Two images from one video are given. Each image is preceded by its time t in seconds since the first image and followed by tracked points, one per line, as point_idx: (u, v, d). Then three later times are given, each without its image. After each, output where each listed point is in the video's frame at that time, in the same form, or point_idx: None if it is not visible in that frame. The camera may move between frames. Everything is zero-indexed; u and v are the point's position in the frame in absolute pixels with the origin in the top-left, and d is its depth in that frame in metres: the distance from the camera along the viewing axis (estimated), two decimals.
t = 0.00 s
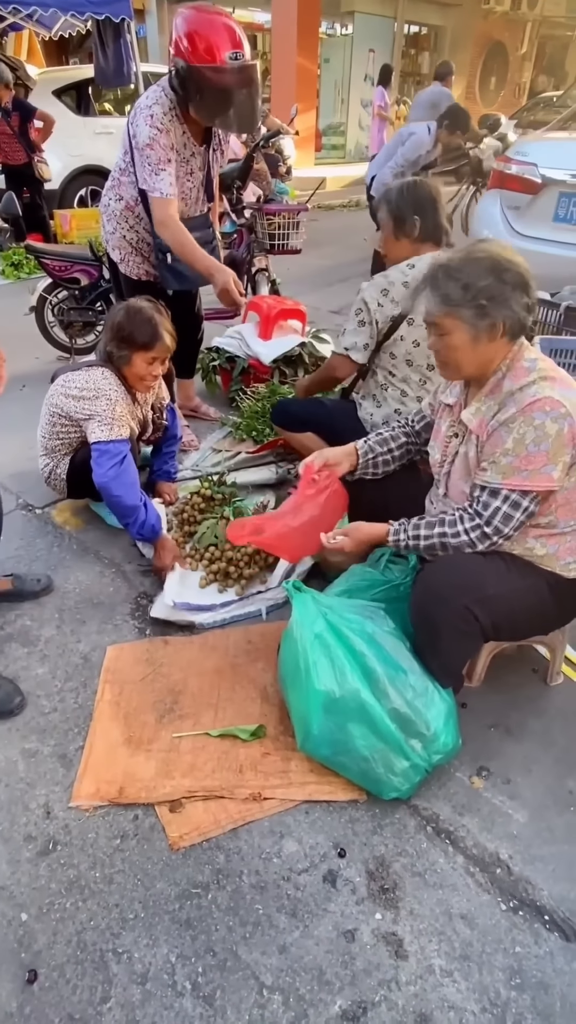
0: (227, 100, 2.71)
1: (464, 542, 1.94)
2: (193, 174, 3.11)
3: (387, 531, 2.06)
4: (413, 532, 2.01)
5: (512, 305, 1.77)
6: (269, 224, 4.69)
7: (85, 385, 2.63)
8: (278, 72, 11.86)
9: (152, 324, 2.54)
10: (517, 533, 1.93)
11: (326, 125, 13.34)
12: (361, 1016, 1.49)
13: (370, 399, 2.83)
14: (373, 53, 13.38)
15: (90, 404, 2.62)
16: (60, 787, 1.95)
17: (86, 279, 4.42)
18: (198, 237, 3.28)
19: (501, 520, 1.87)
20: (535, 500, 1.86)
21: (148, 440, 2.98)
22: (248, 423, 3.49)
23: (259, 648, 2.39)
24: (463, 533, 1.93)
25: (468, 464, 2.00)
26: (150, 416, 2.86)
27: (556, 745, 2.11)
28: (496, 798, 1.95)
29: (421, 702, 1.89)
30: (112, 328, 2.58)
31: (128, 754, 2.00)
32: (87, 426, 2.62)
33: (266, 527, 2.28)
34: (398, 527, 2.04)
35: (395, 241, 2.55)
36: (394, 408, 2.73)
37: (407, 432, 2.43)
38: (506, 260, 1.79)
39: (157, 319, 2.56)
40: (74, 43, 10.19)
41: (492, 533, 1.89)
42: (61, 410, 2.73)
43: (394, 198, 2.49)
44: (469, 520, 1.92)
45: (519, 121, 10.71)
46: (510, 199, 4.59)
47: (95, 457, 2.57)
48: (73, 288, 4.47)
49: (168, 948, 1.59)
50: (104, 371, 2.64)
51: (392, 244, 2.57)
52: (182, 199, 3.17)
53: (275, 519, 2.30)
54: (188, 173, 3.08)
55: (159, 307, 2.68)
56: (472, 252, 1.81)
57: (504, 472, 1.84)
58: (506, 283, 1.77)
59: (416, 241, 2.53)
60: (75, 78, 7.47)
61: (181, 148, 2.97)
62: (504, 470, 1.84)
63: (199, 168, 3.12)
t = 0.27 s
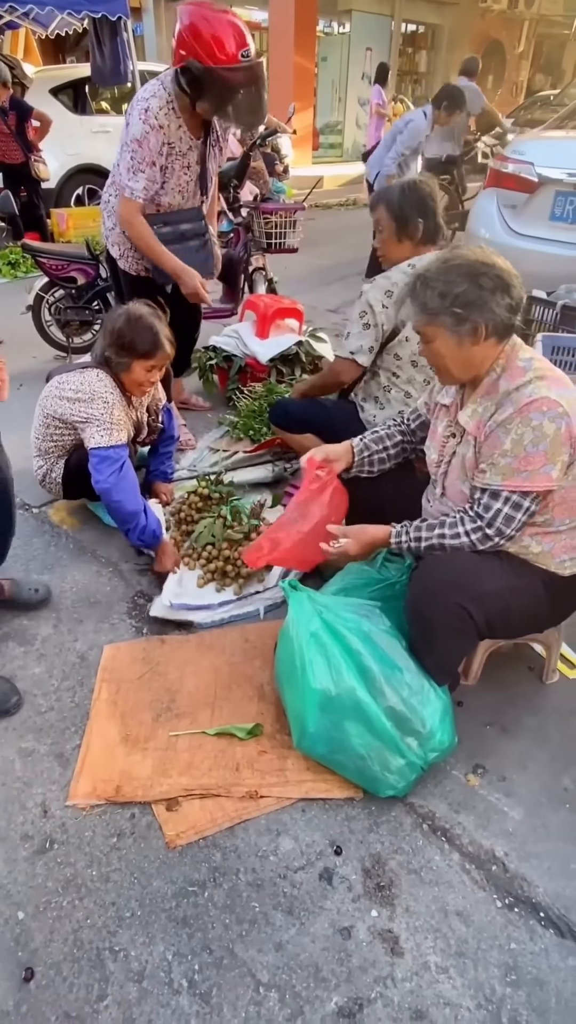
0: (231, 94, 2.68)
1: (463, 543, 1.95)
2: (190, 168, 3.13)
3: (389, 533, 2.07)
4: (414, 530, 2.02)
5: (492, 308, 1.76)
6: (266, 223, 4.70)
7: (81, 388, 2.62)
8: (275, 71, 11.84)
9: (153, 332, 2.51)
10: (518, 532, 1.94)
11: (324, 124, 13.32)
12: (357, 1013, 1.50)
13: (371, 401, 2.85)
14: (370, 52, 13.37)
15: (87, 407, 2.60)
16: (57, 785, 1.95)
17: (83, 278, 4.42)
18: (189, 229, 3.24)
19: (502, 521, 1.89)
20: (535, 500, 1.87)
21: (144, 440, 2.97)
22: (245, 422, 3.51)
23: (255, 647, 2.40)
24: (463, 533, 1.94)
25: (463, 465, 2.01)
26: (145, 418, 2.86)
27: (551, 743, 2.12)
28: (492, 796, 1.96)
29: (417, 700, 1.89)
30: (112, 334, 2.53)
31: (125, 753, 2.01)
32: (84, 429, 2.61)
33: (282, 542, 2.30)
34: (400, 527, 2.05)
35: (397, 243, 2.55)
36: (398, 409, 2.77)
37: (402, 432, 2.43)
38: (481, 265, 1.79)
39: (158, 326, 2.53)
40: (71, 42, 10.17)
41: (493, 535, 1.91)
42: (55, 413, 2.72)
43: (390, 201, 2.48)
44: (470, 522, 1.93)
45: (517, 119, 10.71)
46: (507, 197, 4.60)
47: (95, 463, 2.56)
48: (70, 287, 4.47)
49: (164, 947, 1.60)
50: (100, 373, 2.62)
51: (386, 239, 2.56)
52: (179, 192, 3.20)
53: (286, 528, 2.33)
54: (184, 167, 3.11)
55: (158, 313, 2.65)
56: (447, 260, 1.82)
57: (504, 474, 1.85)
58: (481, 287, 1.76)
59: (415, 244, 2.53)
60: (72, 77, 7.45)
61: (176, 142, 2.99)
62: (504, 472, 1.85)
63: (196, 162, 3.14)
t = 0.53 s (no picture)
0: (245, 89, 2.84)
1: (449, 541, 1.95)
2: (192, 161, 3.13)
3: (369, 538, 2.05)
4: (396, 535, 2.01)
5: (486, 309, 1.76)
6: (265, 222, 4.70)
7: (83, 392, 2.60)
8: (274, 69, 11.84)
9: (157, 335, 2.52)
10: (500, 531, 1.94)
11: (322, 123, 13.32)
12: (354, 1009, 1.50)
13: (374, 402, 2.86)
14: (369, 50, 13.36)
15: (91, 412, 2.60)
16: (55, 783, 1.95)
17: (81, 277, 4.42)
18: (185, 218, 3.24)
19: (484, 518, 1.88)
20: (517, 500, 1.88)
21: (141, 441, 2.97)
22: (244, 422, 3.51)
23: (253, 645, 2.40)
24: (447, 532, 1.94)
25: (455, 465, 2.02)
26: (143, 418, 2.85)
27: (548, 741, 2.13)
28: (489, 793, 1.97)
29: (415, 698, 1.90)
30: (114, 337, 2.53)
31: (123, 751, 2.01)
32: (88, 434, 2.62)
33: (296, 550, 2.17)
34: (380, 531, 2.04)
35: (394, 245, 2.55)
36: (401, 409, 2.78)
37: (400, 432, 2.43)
38: (472, 267, 1.79)
39: (161, 329, 2.54)
40: (69, 40, 10.17)
41: (475, 531, 1.91)
42: (57, 417, 2.72)
43: (383, 205, 2.48)
44: (452, 519, 1.93)
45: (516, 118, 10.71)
46: (505, 196, 4.60)
47: (99, 470, 2.56)
48: (68, 285, 4.47)
49: (162, 944, 1.60)
50: (103, 375, 2.60)
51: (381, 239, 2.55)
52: (180, 184, 3.18)
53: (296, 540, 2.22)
54: (186, 160, 3.10)
55: (159, 315, 2.65)
56: (438, 265, 1.81)
57: (490, 471, 1.85)
58: (474, 290, 1.76)
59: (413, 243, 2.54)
60: (70, 74, 7.41)
61: (179, 134, 3.00)
62: (490, 469, 1.84)
63: (198, 156, 3.13)
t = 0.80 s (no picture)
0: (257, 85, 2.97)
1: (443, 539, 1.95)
2: (199, 156, 3.16)
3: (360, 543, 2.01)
4: (386, 536, 2.00)
5: (482, 311, 1.77)
6: (264, 221, 4.70)
7: (90, 391, 2.60)
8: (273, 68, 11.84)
9: (168, 335, 2.55)
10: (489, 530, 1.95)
11: (322, 121, 13.31)
12: (353, 1005, 1.51)
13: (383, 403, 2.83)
14: (369, 50, 13.37)
15: (101, 411, 2.60)
16: (55, 781, 1.96)
17: (81, 276, 4.42)
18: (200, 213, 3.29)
19: (474, 514, 1.88)
20: (506, 498, 1.88)
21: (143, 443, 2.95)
22: (242, 423, 3.50)
23: (253, 644, 2.41)
24: (438, 531, 1.94)
25: (452, 463, 2.02)
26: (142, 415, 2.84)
27: (547, 738, 2.13)
28: (488, 791, 1.97)
29: (414, 696, 1.90)
30: (124, 336, 2.54)
31: (123, 749, 2.02)
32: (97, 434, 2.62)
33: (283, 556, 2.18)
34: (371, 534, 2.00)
35: (389, 251, 2.56)
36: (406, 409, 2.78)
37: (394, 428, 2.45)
38: (472, 267, 1.79)
39: (171, 329, 2.57)
40: (70, 39, 10.18)
41: (465, 529, 1.90)
42: (62, 415, 2.72)
43: (374, 213, 2.47)
44: (442, 518, 1.93)
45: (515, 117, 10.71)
46: (504, 195, 4.60)
47: (112, 465, 2.55)
48: (68, 284, 4.47)
49: (162, 941, 1.61)
50: (110, 374, 2.60)
51: (373, 245, 2.54)
52: (190, 179, 3.21)
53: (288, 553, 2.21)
54: (194, 155, 3.13)
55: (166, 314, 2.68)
56: (436, 262, 1.81)
57: (482, 466, 1.85)
58: (471, 292, 1.76)
59: (411, 244, 2.54)
60: (69, 73, 7.42)
61: (190, 129, 3.04)
62: (482, 464, 1.85)
63: (205, 152, 3.18)
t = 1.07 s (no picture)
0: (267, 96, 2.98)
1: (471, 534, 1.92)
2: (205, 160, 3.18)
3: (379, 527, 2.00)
4: (417, 507, 1.97)
5: (477, 311, 1.77)
6: (264, 220, 4.70)
7: (98, 392, 2.60)
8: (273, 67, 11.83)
9: (177, 335, 2.57)
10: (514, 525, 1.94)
11: (322, 121, 13.31)
12: (352, 1002, 1.51)
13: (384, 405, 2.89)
14: (368, 49, 13.37)
15: (106, 409, 2.60)
16: (55, 779, 1.96)
17: (80, 275, 4.43)
18: (205, 216, 3.40)
19: (503, 504, 1.86)
20: (532, 484, 1.86)
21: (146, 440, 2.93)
22: (240, 423, 3.50)
23: (252, 642, 2.41)
24: (442, 515, 1.93)
25: (456, 458, 2.02)
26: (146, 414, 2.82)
27: (546, 737, 2.13)
28: (486, 789, 1.98)
29: (413, 694, 1.91)
30: (132, 336, 2.54)
31: (122, 747, 2.02)
32: (104, 433, 2.61)
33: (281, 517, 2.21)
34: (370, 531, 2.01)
35: (393, 253, 2.58)
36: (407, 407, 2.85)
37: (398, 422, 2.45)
38: (463, 268, 1.79)
39: (179, 329, 2.59)
40: (70, 39, 10.18)
41: (494, 518, 1.88)
42: (68, 413, 2.72)
43: (379, 214, 2.48)
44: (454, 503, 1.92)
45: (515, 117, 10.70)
46: (504, 194, 4.60)
47: (121, 461, 2.54)
48: (68, 283, 4.47)
49: (161, 938, 1.61)
50: (118, 374, 2.60)
51: (375, 246, 2.55)
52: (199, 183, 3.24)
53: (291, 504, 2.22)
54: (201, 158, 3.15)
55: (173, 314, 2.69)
56: (429, 267, 1.82)
57: (500, 457, 1.84)
58: (464, 293, 1.76)
59: (411, 244, 2.59)
60: (69, 72, 7.42)
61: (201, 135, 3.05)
62: (499, 455, 1.84)
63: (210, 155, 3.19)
